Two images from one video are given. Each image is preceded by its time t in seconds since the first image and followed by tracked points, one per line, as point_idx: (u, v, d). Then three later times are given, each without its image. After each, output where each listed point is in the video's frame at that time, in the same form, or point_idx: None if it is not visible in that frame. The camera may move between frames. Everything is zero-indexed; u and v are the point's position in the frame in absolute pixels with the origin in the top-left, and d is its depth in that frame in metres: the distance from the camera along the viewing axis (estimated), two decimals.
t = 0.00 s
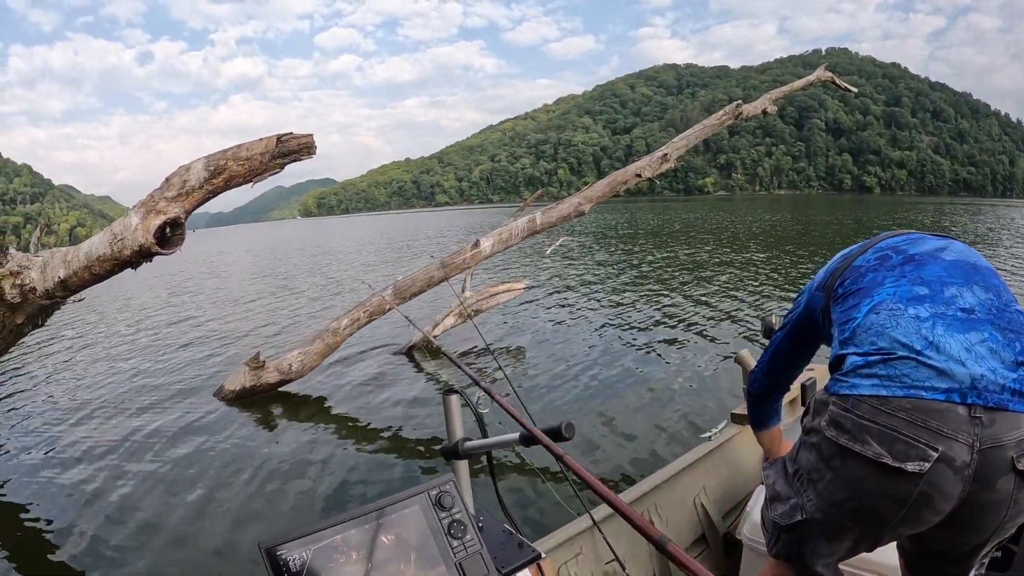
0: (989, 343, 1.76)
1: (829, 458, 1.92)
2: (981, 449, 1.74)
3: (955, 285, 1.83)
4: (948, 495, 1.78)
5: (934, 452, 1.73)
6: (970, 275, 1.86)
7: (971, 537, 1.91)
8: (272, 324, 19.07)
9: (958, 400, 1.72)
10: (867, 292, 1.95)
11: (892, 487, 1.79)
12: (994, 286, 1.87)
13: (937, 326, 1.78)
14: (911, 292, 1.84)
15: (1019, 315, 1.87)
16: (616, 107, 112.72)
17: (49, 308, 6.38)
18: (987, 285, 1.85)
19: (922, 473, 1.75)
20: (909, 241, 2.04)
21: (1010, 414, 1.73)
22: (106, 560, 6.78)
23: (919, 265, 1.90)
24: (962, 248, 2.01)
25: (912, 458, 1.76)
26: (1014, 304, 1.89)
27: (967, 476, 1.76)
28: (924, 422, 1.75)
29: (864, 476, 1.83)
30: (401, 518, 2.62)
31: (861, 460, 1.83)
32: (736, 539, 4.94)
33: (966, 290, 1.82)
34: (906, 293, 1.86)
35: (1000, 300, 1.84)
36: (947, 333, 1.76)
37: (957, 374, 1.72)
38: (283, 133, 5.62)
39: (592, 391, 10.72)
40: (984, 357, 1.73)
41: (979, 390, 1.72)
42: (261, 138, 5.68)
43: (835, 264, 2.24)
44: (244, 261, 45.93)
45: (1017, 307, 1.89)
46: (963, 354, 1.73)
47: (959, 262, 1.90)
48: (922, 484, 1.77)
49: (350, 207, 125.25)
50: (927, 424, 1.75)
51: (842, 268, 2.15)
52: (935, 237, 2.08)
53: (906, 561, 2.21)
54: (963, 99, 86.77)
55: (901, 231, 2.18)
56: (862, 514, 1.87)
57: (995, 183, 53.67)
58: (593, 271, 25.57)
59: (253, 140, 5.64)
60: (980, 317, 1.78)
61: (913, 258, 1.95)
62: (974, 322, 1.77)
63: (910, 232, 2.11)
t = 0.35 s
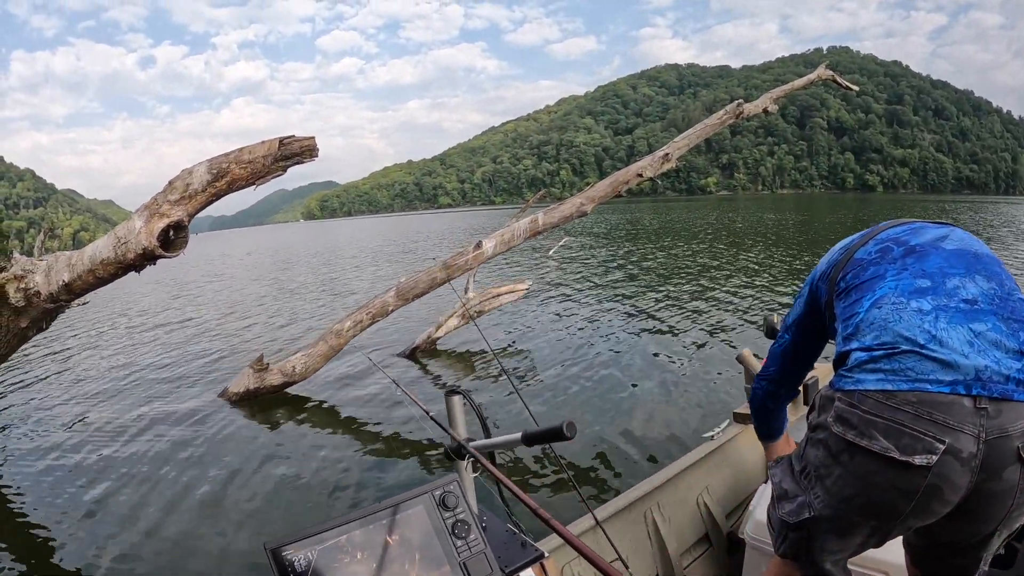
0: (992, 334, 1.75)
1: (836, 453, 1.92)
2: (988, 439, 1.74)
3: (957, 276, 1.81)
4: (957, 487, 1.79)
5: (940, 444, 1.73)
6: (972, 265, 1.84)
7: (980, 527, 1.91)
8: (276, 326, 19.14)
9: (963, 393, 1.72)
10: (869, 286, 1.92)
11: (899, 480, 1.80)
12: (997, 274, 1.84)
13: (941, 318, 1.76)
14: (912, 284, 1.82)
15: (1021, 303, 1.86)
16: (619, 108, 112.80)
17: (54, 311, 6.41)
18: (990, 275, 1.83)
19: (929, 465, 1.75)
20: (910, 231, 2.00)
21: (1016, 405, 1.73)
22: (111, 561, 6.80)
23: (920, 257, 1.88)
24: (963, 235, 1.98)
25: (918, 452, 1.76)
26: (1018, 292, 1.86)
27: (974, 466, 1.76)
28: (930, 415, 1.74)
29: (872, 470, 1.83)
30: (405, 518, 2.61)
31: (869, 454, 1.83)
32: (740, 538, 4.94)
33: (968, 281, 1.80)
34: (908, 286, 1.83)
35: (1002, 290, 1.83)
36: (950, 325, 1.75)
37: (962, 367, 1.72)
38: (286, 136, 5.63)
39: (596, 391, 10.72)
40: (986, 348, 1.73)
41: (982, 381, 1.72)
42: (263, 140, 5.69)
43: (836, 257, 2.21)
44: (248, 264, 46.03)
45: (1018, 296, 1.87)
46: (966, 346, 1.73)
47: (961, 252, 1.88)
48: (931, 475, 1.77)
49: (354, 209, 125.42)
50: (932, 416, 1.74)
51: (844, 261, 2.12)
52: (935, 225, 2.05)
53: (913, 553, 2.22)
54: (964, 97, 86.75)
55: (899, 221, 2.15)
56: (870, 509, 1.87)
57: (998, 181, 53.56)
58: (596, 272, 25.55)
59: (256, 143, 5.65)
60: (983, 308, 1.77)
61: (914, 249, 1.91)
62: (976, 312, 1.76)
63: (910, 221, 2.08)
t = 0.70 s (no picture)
0: (1004, 331, 1.77)
1: (861, 460, 1.88)
2: (1013, 438, 1.75)
3: (965, 273, 1.81)
4: (983, 485, 1.78)
5: (968, 447, 1.73)
6: (977, 259, 1.84)
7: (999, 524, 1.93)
8: (279, 328, 19.19)
9: (986, 393, 1.73)
10: (880, 290, 1.90)
11: (928, 486, 1.78)
12: (1002, 265, 1.85)
13: (956, 319, 1.76)
14: (924, 286, 1.81)
15: None
16: (619, 108, 112.73)
17: (57, 315, 6.42)
18: (995, 267, 1.84)
19: (957, 469, 1.75)
20: (907, 229, 1.99)
21: None
22: (115, 563, 6.78)
23: (927, 256, 1.86)
24: (959, 223, 1.97)
25: (947, 456, 1.75)
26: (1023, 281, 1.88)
27: (999, 465, 1.77)
28: (956, 418, 1.73)
29: (902, 477, 1.80)
30: (410, 517, 2.63)
31: (896, 462, 1.80)
32: (738, 536, 4.99)
33: (976, 276, 1.81)
34: (920, 287, 1.81)
35: (1007, 282, 1.85)
36: (966, 327, 1.75)
37: (983, 367, 1.73)
38: (287, 141, 5.62)
39: (599, 392, 10.71)
40: (1002, 346, 1.75)
41: (1005, 379, 1.74)
42: (265, 145, 5.69)
43: (832, 267, 2.21)
44: (249, 266, 45.97)
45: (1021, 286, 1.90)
46: (984, 346, 1.74)
47: (963, 245, 1.87)
48: (958, 479, 1.77)
49: (355, 211, 125.31)
50: (958, 420, 1.73)
51: (845, 268, 2.10)
52: (926, 216, 2.04)
53: (927, 550, 2.22)
54: (964, 95, 86.78)
55: (891, 216, 2.14)
56: (896, 514, 1.85)
57: (999, 179, 53.53)
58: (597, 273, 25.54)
59: (258, 148, 5.64)
60: (995, 303, 1.78)
61: (918, 248, 1.89)
62: (989, 310, 1.77)
63: (901, 217, 2.07)
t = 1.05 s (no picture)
0: (1012, 327, 1.76)
1: (875, 466, 1.88)
2: None
3: (966, 270, 1.79)
4: (999, 486, 1.78)
5: (982, 449, 1.73)
6: (975, 254, 1.81)
7: (1015, 520, 1.93)
8: (280, 330, 19.21)
9: (998, 394, 1.72)
10: (881, 296, 1.89)
11: (943, 490, 1.78)
12: (1001, 256, 1.82)
13: (961, 320, 1.75)
14: (925, 289, 1.79)
15: None
16: (619, 108, 112.77)
17: (58, 318, 6.45)
18: (994, 259, 1.81)
19: (972, 473, 1.75)
20: (899, 228, 1.95)
21: None
22: (118, 566, 6.78)
23: (924, 257, 1.84)
24: (949, 213, 1.92)
25: (961, 461, 1.75)
26: None
27: (1013, 464, 1.77)
28: (968, 422, 1.74)
29: (915, 482, 1.80)
30: (402, 508, 2.64)
31: (909, 468, 1.81)
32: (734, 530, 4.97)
33: (977, 273, 1.79)
34: (921, 290, 1.80)
35: (1010, 272, 1.82)
36: (973, 327, 1.74)
37: (993, 368, 1.73)
38: (285, 143, 5.62)
39: (600, 392, 10.71)
40: (1009, 344, 1.74)
41: (1015, 380, 1.73)
42: (263, 147, 5.69)
43: (829, 277, 2.20)
44: (251, 268, 45.99)
45: None
46: (991, 347, 1.73)
47: (958, 239, 1.84)
48: (973, 482, 1.76)
49: (356, 213, 125.32)
50: (971, 424, 1.73)
51: (843, 277, 2.09)
52: (915, 210, 1.99)
53: (939, 548, 2.24)
54: (964, 92, 86.70)
55: (882, 214, 2.09)
56: (911, 518, 1.85)
57: (1000, 176, 53.45)
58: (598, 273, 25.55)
59: (256, 150, 5.65)
60: (998, 300, 1.77)
61: (913, 249, 1.87)
62: (992, 307, 1.76)
63: (889, 217, 2.03)
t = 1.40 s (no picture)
0: (1002, 315, 1.76)
1: (859, 451, 1.89)
2: (1007, 424, 1.75)
3: (960, 253, 1.78)
4: (981, 473, 1.77)
5: (963, 435, 1.73)
6: (973, 237, 1.80)
7: (1000, 508, 1.92)
8: (280, 331, 19.26)
9: (979, 380, 1.73)
10: (873, 278, 1.90)
11: (924, 476, 1.78)
12: (1000, 238, 1.80)
13: (948, 306, 1.75)
14: (917, 273, 1.80)
15: None
16: (619, 109, 112.75)
17: (59, 319, 6.46)
18: (992, 243, 1.79)
19: (952, 458, 1.74)
20: (899, 205, 1.94)
21: None
22: (118, 564, 6.79)
23: (919, 238, 1.84)
24: (951, 192, 1.89)
25: (942, 447, 1.75)
26: None
27: (995, 451, 1.77)
28: (950, 408, 1.73)
29: (897, 467, 1.81)
30: (397, 501, 2.66)
31: (891, 453, 1.81)
32: (729, 526, 4.95)
33: (972, 257, 1.78)
34: (912, 273, 1.81)
35: (1005, 259, 1.80)
36: (960, 313, 1.75)
37: (978, 355, 1.73)
38: (284, 144, 5.62)
39: (599, 392, 10.70)
40: (995, 333, 1.74)
41: (998, 368, 1.73)
42: (262, 149, 5.69)
43: (830, 245, 2.19)
44: (252, 270, 45.97)
45: None
46: (977, 334, 1.73)
47: (957, 221, 1.82)
48: (954, 467, 1.76)
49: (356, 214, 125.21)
50: (952, 410, 1.73)
51: (841, 250, 2.10)
52: (918, 185, 1.97)
53: (928, 539, 2.23)
54: (964, 91, 86.64)
55: (886, 187, 2.07)
56: (894, 502, 1.85)
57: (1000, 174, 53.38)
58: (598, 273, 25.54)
59: (254, 151, 5.65)
60: (992, 287, 1.76)
61: (909, 229, 1.87)
62: (983, 295, 1.76)
63: (890, 191, 2.02)
